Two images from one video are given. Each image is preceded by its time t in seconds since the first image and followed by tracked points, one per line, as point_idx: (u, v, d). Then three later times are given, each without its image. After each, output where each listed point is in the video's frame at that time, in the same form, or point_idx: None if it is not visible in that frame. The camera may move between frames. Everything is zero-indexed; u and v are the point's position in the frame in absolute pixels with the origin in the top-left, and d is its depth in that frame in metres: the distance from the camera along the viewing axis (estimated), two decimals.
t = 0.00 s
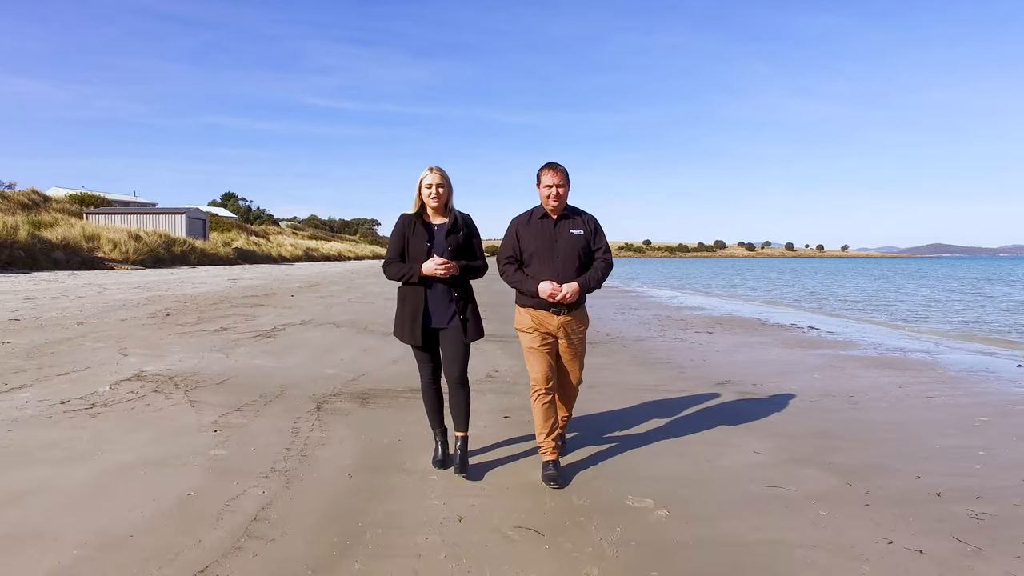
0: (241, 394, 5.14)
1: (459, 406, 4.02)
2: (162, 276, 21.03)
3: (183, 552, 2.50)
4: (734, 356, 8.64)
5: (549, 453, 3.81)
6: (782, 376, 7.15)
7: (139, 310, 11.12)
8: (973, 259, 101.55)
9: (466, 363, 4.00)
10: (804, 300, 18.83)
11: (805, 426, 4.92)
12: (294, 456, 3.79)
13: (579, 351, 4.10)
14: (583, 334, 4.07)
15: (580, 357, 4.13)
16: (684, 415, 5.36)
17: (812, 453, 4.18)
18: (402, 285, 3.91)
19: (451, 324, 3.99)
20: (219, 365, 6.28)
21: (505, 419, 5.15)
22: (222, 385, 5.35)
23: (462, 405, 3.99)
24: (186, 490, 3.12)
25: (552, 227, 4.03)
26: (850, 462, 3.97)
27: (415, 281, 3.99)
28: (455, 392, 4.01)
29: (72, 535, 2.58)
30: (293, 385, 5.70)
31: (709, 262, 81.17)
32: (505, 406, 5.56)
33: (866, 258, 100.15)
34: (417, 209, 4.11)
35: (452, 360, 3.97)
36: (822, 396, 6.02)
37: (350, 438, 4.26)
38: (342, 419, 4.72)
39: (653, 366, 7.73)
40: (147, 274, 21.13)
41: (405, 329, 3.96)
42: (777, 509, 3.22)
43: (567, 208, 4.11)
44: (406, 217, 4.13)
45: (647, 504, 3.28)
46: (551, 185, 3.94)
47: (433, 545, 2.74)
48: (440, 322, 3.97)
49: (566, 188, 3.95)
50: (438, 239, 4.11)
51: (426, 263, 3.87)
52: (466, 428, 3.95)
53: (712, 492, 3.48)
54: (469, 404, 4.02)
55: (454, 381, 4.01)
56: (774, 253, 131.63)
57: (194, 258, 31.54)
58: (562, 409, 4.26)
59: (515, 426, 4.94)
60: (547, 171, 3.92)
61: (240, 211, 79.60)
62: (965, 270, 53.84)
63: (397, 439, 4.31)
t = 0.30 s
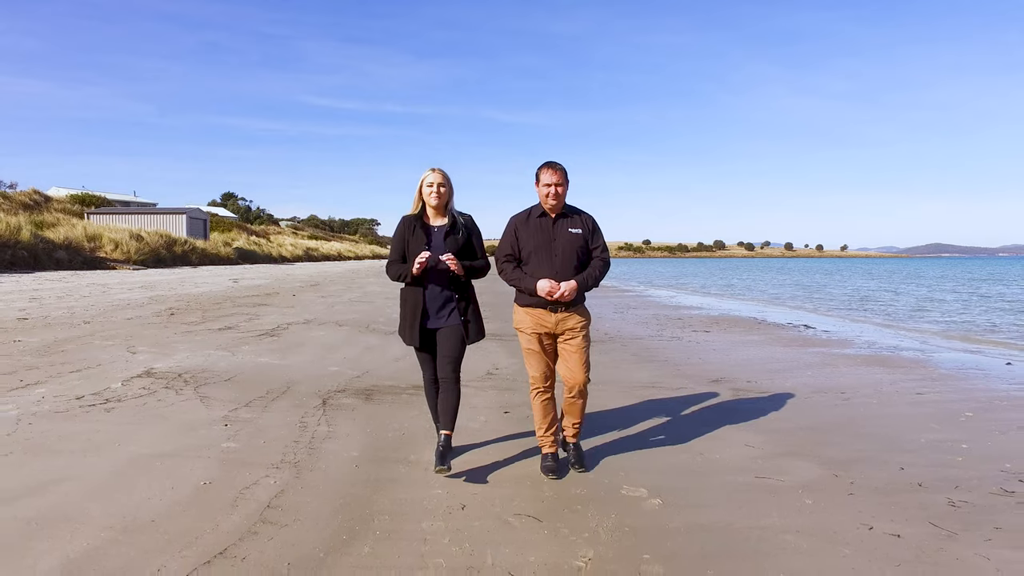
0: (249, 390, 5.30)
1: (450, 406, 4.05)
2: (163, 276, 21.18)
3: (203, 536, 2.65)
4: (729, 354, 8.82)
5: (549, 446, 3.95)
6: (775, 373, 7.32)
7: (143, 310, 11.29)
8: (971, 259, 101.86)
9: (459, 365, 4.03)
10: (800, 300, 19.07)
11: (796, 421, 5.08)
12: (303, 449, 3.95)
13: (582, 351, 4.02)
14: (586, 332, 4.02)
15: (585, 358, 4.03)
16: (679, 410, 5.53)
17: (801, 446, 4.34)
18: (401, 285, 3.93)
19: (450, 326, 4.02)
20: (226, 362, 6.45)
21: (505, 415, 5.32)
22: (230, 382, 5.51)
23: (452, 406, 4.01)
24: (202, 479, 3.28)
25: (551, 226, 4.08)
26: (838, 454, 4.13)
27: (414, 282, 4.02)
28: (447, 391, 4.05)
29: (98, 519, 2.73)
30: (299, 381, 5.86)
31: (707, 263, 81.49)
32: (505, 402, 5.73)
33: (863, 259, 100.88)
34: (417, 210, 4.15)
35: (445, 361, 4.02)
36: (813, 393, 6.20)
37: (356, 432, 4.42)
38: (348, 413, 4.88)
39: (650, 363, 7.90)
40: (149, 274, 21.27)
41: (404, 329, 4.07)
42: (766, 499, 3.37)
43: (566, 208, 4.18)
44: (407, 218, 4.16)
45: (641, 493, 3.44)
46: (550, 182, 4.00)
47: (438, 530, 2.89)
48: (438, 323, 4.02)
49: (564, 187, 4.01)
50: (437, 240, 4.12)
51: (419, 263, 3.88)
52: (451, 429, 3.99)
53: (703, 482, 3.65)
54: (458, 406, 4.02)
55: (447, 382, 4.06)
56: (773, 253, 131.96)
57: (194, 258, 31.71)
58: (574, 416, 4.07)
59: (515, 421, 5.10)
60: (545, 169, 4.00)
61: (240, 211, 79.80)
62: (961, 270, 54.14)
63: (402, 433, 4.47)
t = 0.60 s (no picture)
0: (255, 388, 5.45)
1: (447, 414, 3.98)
2: (164, 276, 21.33)
3: (216, 524, 2.79)
4: (725, 353, 8.95)
5: (548, 442, 4.01)
6: (769, 372, 7.46)
7: (147, 310, 11.43)
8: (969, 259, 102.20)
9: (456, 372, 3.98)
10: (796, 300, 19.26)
11: (788, 418, 5.22)
12: (309, 444, 4.09)
13: (579, 350, 3.98)
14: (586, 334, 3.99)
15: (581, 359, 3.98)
16: (675, 408, 5.66)
17: (791, 442, 4.47)
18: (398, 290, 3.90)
19: (446, 331, 3.97)
20: (231, 362, 6.58)
21: (504, 412, 5.45)
22: (236, 380, 5.65)
23: (447, 414, 3.93)
24: (213, 473, 3.41)
25: (551, 230, 4.08)
26: (827, 450, 4.26)
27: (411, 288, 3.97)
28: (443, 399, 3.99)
29: (116, 509, 2.87)
30: (302, 380, 5.99)
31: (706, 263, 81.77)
32: (504, 400, 5.87)
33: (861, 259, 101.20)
34: (417, 213, 4.11)
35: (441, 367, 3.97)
36: (805, 391, 6.34)
37: (360, 428, 4.56)
38: (351, 410, 5.02)
39: (647, 362, 8.04)
40: (150, 274, 21.41)
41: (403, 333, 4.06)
42: (753, 491, 3.51)
43: (566, 210, 4.15)
44: (407, 222, 4.13)
45: (634, 486, 3.59)
46: (551, 186, 3.95)
47: (439, 520, 3.02)
48: (438, 327, 3.98)
49: (565, 191, 3.98)
50: (435, 243, 4.06)
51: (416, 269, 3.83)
52: (447, 436, 3.81)
53: (695, 476, 3.78)
54: (453, 414, 3.94)
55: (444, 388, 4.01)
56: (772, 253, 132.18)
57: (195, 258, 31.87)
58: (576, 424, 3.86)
59: (514, 419, 5.24)
60: (545, 173, 3.96)
61: (239, 211, 79.92)
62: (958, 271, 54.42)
63: (404, 429, 4.61)
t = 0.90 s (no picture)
0: (261, 383, 5.60)
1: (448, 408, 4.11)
2: (167, 275, 21.46)
3: (228, 508, 2.94)
4: (721, 351, 9.11)
5: (545, 435, 4.16)
6: (764, 369, 7.62)
7: (152, 308, 11.60)
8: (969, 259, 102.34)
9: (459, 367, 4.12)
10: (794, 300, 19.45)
11: (780, 413, 5.37)
12: (315, 436, 4.24)
13: (579, 352, 4.01)
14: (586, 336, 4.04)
15: (580, 362, 4.01)
16: (670, 403, 5.81)
17: (782, 435, 4.62)
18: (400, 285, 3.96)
19: (450, 327, 4.05)
20: (237, 358, 6.74)
21: (503, 407, 5.61)
22: (242, 376, 5.80)
23: (451, 408, 4.06)
24: (224, 462, 3.56)
25: (555, 231, 4.14)
26: (815, 442, 4.41)
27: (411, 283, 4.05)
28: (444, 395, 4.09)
29: (133, 494, 3.02)
30: (306, 376, 6.14)
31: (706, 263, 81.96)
32: (504, 395, 6.02)
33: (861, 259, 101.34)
34: (418, 210, 4.21)
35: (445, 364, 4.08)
36: (798, 387, 6.51)
37: (363, 421, 4.71)
38: (354, 405, 5.18)
39: (644, 359, 8.20)
40: (153, 274, 21.55)
41: (405, 328, 4.06)
42: (742, 480, 3.66)
43: (570, 212, 4.20)
44: (407, 218, 4.23)
45: (627, 475, 3.74)
46: (556, 187, 4.02)
47: (440, 506, 3.17)
48: (441, 323, 4.05)
49: (570, 192, 4.04)
50: (435, 239, 4.18)
51: (419, 265, 3.91)
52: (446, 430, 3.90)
53: (687, 466, 3.93)
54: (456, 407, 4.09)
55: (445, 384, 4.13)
56: (772, 253, 132.40)
57: (197, 258, 32.02)
58: (572, 427, 3.84)
59: (512, 413, 5.40)
60: (552, 173, 4.01)
61: (240, 211, 80.14)
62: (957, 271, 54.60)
63: (406, 423, 4.76)
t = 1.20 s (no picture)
0: (267, 379, 5.76)
1: (445, 402, 4.32)
2: (171, 275, 21.63)
3: (241, 495, 3.10)
4: (719, 349, 9.25)
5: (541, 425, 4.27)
6: (760, 366, 7.76)
7: (158, 307, 11.77)
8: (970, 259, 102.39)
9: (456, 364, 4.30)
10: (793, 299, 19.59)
11: (773, 409, 5.51)
12: (321, 429, 4.39)
13: (585, 351, 4.10)
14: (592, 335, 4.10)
15: (586, 360, 4.12)
16: (666, 400, 5.96)
17: (773, 429, 4.76)
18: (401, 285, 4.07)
19: (448, 324, 4.15)
20: (243, 355, 6.90)
21: (502, 402, 5.76)
22: (249, 372, 5.96)
23: (449, 402, 4.29)
24: (234, 452, 3.71)
25: (562, 227, 4.15)
26: (805, 436, 4.55)
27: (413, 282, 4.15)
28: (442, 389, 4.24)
29: (150, 482, 3.17)
30: (311, 372, 6.30)
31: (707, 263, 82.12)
32: (504, 391, 6.17)
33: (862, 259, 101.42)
34: (419, 209, 4.33)
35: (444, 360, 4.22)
36: (792, 384, 6.65)
37: (367, 415, 4.87)
38: (358, 400, 5.33)
39: (642, 357, 8.35)
40: (157, 273, 21.70)
41: (404, 325, 4.11)
42: (732, 471, 3.80)
43: (578, 209, 4.21)
44: (408, 218, 4.35)
45: (622, 467, 3.89)
46: (563, 184, 4.04)
47: (442, 493, 3.32)
48: (440, 321, 4.13)
49: (577, 188, 4.04)
50: (437, 239, 4.30)
51: (422, 265, 4.02)
52: (445, 422, 4.22)
53: (679, 458, 4.07)
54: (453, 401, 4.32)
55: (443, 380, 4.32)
56: (773, 253, 132.47)
57: (200, 258, 32.21)
58: (573, 421, 3.98)
59: (511, 408, 5.55)
60: (558, 171, 4.03)
61: (242, 211, 80.37)
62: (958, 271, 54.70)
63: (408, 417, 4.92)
